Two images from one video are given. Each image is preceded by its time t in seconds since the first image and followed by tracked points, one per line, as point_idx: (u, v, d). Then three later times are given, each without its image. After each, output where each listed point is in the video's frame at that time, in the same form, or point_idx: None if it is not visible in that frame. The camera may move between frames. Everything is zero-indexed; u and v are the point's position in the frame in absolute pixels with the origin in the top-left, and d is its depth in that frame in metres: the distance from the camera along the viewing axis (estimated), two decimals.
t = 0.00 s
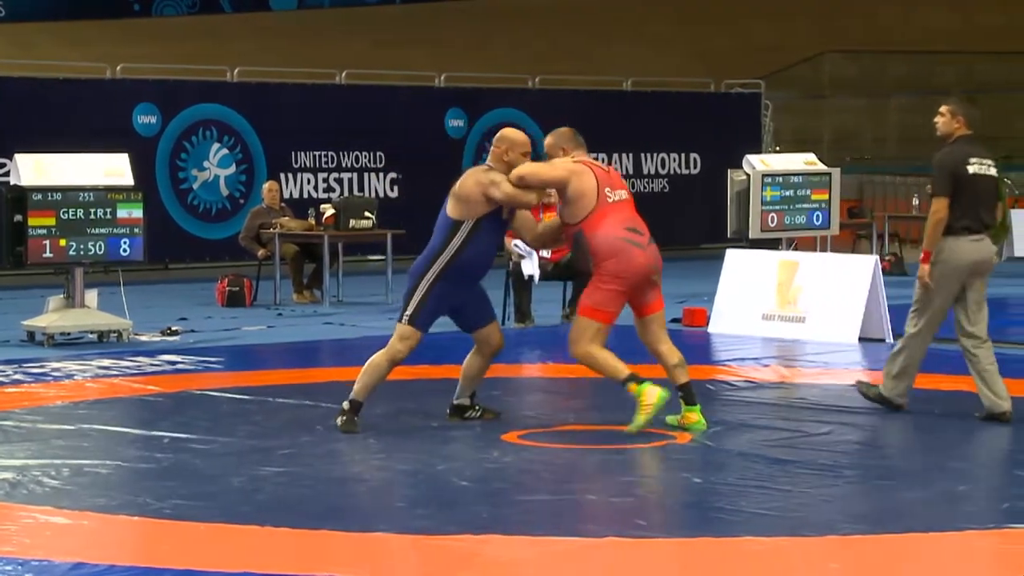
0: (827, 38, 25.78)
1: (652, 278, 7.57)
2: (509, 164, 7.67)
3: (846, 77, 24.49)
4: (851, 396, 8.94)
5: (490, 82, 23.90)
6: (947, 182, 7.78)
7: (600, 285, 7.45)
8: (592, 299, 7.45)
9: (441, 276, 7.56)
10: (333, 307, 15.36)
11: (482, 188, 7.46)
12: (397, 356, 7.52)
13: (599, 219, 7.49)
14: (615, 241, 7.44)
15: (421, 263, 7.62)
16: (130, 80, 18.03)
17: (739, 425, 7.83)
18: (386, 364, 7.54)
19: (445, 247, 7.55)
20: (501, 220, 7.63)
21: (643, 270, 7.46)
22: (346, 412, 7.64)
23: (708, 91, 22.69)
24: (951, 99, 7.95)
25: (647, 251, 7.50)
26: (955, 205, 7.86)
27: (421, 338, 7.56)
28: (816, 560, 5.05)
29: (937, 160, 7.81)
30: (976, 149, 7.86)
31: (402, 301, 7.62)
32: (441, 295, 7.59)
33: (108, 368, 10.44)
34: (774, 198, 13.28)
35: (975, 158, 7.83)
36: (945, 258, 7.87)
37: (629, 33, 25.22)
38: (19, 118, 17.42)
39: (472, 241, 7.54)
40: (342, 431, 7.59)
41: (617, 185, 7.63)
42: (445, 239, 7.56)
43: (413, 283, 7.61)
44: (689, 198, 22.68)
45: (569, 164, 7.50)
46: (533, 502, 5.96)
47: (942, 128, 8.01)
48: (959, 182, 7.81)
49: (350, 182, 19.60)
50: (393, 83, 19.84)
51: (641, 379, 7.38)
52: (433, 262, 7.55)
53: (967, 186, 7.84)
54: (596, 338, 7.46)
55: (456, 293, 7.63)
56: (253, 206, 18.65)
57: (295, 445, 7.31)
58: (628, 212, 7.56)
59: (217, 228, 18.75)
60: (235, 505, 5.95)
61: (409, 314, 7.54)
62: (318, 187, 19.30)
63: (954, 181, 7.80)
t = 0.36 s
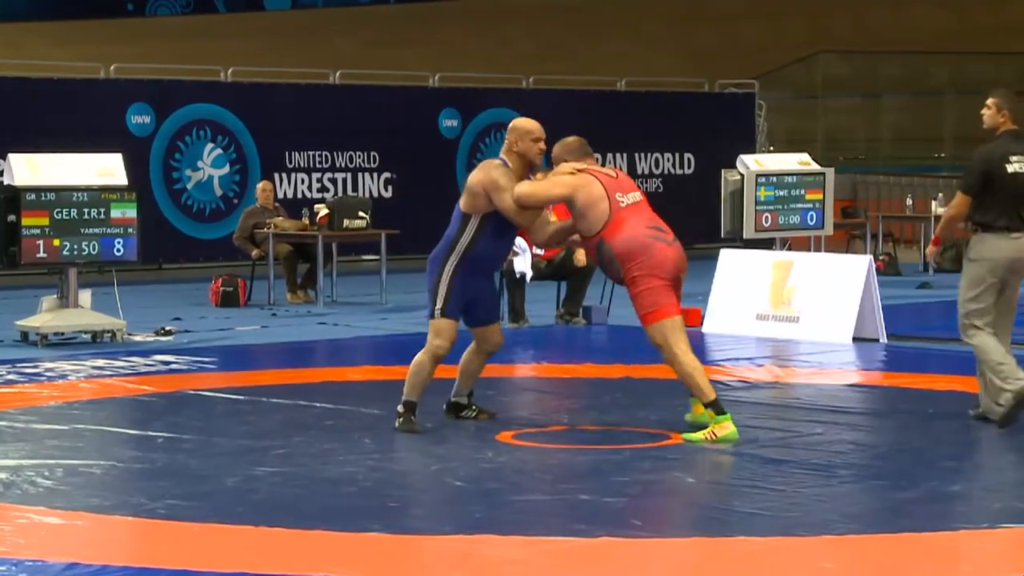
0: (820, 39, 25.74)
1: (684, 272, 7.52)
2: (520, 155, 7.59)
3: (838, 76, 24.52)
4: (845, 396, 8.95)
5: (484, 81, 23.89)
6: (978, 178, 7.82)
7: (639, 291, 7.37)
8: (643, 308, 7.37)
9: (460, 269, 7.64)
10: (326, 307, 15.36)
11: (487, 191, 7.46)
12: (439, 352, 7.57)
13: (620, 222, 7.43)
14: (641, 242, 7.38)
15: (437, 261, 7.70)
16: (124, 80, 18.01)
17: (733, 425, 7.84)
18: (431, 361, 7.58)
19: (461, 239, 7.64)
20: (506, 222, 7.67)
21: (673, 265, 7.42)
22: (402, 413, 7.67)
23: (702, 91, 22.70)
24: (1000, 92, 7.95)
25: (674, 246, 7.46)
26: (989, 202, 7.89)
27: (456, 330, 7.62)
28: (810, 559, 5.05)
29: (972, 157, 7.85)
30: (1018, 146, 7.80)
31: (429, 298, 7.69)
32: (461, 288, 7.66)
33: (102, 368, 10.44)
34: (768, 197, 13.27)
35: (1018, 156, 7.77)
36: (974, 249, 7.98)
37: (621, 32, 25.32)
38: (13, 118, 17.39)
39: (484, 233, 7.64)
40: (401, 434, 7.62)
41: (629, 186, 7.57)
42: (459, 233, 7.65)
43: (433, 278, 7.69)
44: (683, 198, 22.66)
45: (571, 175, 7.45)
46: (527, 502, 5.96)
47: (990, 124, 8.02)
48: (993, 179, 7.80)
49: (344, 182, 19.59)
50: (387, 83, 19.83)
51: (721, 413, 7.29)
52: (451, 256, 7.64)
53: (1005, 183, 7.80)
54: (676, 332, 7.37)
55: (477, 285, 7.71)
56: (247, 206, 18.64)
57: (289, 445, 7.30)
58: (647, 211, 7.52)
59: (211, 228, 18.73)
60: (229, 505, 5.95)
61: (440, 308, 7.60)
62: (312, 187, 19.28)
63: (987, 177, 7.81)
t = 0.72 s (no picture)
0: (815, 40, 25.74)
1: (693, 279, 7.35)
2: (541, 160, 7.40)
3: (835, 76, 24.62)
4: (842, 396, 8.95)
5: (480, 81, 23.91)
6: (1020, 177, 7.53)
7: (629, 290, 7.28)
8: (620, 303, 7.29)
9: (476, 276, 7.46)
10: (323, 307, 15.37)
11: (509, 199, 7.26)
12: (439, 357, 7.49)
13: (630, 227, 7.33)
14: (648, 244, 7.28)
15: (458, 264, 7.56)
16: (121, 80, 18.00)
17: (731, 425, 7.83)
18: (430, 366, 7.51)
19: (480, 245, 7.44)
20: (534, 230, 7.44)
21: (677, 271, 7.28)
22: (399, 412, 7.67)
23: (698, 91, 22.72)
24: None
25: (682, 252, 7.33)
26: None
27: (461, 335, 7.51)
28: (807, 559, 5.05)
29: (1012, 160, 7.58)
30: None
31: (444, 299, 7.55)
32: (476, 295, 7.47)
33: (99, 368, 10.44)
34: (765, 198, 13.28)
35: None
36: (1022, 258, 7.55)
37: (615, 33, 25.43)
38: (9, 118, 17.39)
39: (504, 239, 7.40)
40: (397, 432, 7.62)
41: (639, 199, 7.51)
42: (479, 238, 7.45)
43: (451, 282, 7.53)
44: (679, 198, 22.67)
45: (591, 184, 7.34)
46: (525, 502, 5.96)
47: None
48: None
49: (341, 182, 19.59)
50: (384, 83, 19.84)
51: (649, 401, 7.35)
52: (469, 262, 7.46)
53: None
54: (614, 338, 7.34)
55: (496, 291, 7.50)
56: (244, 206, 18.63)
57: (286, 445, 7.30)
58: (657, 220, 7.44)
59: (208, 228, 18.72)
60: (227, 505, 5.94)
61: (447, 313, 7.47)
62: (308, 187, 19.28)
63: None
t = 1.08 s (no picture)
0: (813, 39, 25.74)
1: (693, 278, 7.37)
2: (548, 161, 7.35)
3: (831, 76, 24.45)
4: (838, 396, 8.95)
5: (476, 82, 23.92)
6: None
7: (632, 281, 7.26)
8: (621, 293, 7.28)
9: (481, 280, 7.40)
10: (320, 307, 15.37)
11: (522, 199, 7.20)
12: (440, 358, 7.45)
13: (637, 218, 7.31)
14: (655, 237, 7.27)
15: (462, 265, 7.48)
16: (117, 80, 18.00)
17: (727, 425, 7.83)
18: (430, 367, 7.48)
19: (486, 248, 7.38)
20: (544, 225, 7.40)
21: (681, 267, 7.29)
22: (396, 412, 7.65)
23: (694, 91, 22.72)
24: None
25: (685, 250, 7.35)
26: None
27: (463, 338, 7.46)
28: (804, 559, 5.06)
29: None
30: None
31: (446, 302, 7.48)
32: (480, 299, 7.42)
33: (95, 368, 10.43)
34: (761, 198, 13.27)
35: None
36: None
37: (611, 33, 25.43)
38: (5, 117, 17.38)
39: (513, 241, 7.36)
40: (393, 431, 7.62)
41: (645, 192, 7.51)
42: (486, 241, 7.39)
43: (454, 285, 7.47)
44: (676, 198, 22.66)
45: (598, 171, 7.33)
46: (521, 502, 5.96)
47: None
48: None
49: (337, 182, 19.57)
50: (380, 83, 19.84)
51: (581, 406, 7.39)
52: (474, 265, 7.40)
53: None
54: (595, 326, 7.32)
55: (500, 294, 7.46)
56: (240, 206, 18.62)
57: (282, 445, 7.30)
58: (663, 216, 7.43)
59: (204, 228, 18.71)
60: (223, 505, 5.94)
61: (451, 315, 7.40)
62: (305, 187, 19.27)
63: None
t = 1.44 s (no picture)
0: (811, 39, 25.70)
1: (678, 283, 7.35)
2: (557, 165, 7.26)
3: (829, 76, 24.80)
4: (836, 396, 8.95)
5: (473, 82, 23.93)
6: None
7: (614, 277, 7.27)
8: (603, 289, 7.28)
9: (486, 281, 7.36)
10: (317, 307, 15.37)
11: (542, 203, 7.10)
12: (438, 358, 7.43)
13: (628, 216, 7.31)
14: (639, 235, 7.26)
15: (467, 265, 7.43)
16: (114, 80, 17.99)
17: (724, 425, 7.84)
18: (429, 367, 7.48)
19: (493, 250, 7.33)
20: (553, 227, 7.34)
21: (664, 269, 7.27)
22: (394, 411, 7.66)
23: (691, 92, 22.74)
24: None
25: (673, 254, 7.32)
26: None
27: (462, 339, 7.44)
28: (802, 559, 5.06)
29: None
30: None
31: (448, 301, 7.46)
32: (483, 300, 7.40)
33: (93, 368, 10.43)
34: (759, 198, 13.28)
35: None
36: None
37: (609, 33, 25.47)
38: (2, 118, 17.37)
39: (521, 245, 7.32)
40: (390, 431, 7.62)
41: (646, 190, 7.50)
42: (493, 243, 7.34)
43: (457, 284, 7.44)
44: (673, 198, 22.66)
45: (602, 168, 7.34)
46: (519, 502, 5.96)
47: None
48: None
49: (335, 182, 19.57)
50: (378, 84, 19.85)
51: (575, 404, 7.37)
52: (480, 266, 7.35)
53: None
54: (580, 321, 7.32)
55: (504, 296, 7.43)
56: (238, 206, 18.61)
57: (280, 445, 7.30)
58: (659, 217, 7.40)
59: (201, 228, 18.71)
60: (222, 505, 5.94)
61: (451, 317, 7.38)
62: (303, 187, 19.26)
63: None
